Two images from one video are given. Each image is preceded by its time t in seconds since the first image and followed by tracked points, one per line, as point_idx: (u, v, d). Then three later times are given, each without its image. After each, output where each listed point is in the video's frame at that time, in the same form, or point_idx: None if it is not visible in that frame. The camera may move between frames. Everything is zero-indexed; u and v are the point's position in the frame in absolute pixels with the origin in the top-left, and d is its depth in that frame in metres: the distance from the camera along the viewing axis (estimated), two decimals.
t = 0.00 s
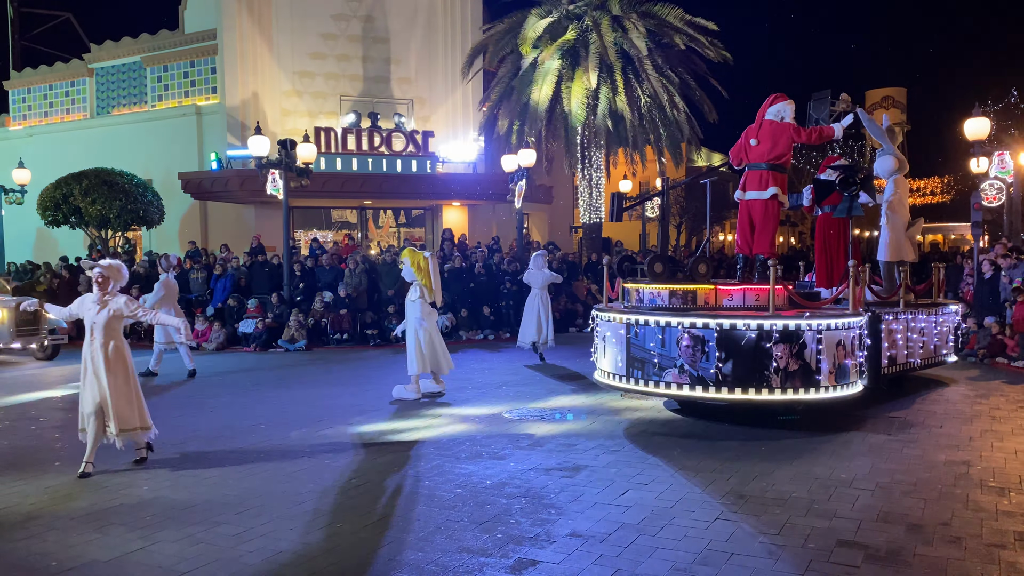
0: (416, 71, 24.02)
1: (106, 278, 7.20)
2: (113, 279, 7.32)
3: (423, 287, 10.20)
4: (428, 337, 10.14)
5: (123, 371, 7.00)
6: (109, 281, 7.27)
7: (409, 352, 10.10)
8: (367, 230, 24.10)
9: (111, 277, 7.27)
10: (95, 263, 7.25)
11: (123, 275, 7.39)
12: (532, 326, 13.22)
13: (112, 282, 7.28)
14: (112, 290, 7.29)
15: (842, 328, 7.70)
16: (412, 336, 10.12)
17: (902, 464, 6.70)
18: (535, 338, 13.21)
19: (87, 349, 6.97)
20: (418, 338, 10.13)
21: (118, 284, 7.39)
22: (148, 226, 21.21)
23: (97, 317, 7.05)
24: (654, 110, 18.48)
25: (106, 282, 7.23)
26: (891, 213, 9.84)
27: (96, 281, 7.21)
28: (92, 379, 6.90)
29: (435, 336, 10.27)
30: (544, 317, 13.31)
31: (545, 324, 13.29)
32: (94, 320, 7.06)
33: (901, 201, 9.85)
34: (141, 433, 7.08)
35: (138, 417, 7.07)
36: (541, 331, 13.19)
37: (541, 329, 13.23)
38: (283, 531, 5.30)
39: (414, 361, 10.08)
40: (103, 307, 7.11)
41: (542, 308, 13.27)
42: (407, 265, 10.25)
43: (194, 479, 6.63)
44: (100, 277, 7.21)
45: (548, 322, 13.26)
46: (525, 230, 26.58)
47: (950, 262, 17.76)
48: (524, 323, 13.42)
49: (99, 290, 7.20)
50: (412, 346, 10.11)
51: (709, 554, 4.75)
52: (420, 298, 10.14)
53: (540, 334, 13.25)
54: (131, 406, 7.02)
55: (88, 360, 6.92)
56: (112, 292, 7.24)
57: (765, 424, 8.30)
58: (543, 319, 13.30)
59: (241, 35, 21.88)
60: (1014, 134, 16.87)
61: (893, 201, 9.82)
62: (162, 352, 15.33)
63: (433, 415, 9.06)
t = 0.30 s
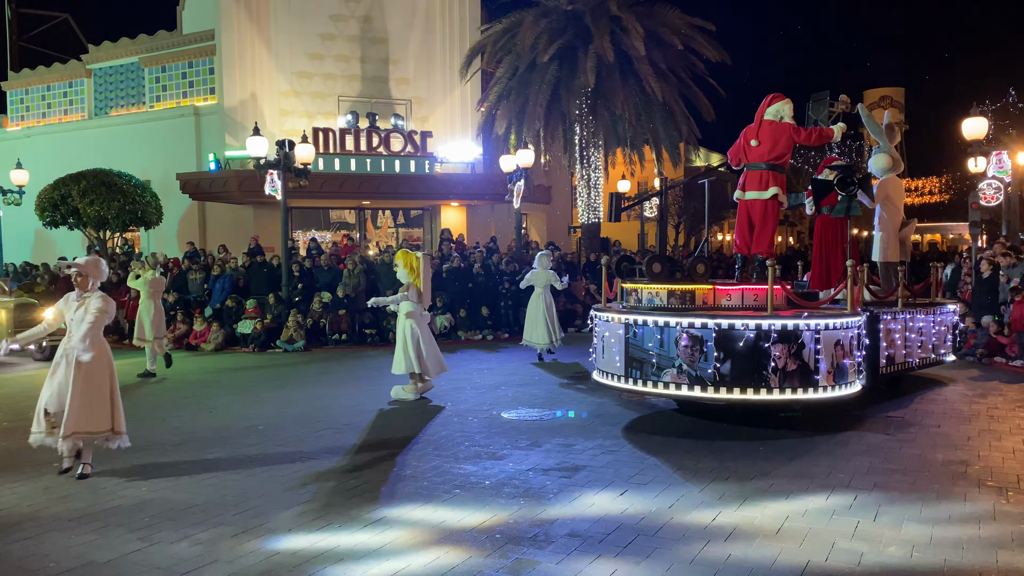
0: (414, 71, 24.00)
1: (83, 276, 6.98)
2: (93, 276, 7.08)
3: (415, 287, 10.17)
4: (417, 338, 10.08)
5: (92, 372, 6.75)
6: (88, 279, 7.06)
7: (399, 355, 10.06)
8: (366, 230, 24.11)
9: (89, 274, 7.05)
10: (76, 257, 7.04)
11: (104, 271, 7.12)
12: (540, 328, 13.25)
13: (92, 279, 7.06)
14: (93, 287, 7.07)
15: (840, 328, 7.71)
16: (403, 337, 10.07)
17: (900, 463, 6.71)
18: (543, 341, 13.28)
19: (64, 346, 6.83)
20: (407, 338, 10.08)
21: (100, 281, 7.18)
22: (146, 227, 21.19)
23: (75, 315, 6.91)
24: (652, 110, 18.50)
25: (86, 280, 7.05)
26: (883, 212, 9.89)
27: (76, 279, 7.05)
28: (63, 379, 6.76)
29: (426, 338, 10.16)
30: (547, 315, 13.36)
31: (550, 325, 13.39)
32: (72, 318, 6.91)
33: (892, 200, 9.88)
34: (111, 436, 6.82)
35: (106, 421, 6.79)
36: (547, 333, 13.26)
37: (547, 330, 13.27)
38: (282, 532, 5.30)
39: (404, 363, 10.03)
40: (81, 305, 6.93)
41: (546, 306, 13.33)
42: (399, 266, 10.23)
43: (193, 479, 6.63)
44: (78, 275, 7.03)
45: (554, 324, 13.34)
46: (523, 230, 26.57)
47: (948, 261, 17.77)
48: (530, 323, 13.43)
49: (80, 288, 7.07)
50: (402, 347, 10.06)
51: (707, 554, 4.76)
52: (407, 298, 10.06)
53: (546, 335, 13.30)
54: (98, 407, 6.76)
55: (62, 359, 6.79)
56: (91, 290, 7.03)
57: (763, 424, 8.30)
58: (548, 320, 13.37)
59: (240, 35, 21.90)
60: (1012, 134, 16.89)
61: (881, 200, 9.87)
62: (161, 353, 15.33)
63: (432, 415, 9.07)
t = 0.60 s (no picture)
0: (412, 72, 24.00)
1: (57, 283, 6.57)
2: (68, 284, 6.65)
3: (411, 289, 10.15)
4: (411, 340, 10.06)
5: (66, 382, 6.44)
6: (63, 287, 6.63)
7: (393, 356, 10.03)
8: (365, 230, 24.11)
9: (63, 282, 6.60)
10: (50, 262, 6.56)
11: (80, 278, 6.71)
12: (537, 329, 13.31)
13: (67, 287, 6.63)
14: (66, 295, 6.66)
15: (839, 327, 7.71)
16: (397, 338, 10.06)
17: (899, 463, 6.72)
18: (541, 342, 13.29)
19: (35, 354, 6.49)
20: (400, 340, 10.06)
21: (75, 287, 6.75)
22: (145, 227, 21.17)
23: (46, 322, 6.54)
24: (651, 110, 18.51)
25: (61, 287, 6.63)
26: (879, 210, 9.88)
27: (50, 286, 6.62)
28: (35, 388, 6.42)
29: (417, 340, 10.21)
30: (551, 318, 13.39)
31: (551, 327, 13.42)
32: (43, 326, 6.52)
33: (889, 198, 9.86)
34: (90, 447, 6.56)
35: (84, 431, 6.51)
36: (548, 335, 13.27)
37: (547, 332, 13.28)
38: (280, 532, 5.29)
39: (397, 364, 10.00)
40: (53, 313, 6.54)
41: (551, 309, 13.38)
42: (396, 267, 10.24)
43: (191, 480, 6.62)
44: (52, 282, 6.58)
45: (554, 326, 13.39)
46: (522, 230, 26.59)
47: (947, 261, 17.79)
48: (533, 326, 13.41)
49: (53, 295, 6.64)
50: (395, 349, 10.04)
51: (706, 554, 4.75)
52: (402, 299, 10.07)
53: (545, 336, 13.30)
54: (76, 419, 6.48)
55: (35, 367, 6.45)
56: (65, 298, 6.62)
57: (762, 424, 8.30)
58: (552, 322, 13.43)
59: (239, 35, 21.89)
60: (1011, 133, 16.90)
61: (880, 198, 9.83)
62: (159, 353, 15.33)
63: (431, 415, 9.07)
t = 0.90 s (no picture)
0: (411, 72, 23.99)
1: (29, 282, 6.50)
2: (41, 282, 6.58)
3: (407, 288, 10.14)
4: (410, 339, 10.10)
5: (35, 384, 6.31)
6: (36, 285, 6.57)
7: (393, 356, 10.12)
8: (363, 230, 24.08)
9: (36, 280, 6.54)
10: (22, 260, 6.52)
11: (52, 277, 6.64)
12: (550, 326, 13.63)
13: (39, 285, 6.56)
14: (39, 294, 6.59)
15: (837, 327, 7.72)
16: (397, 338, 10.14)
17: (898, 462, 6.73)
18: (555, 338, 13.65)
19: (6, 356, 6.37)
20: (400, 339, 10.13)
21: (50, 285, 6.69)
22: (143, 227, 21.15)
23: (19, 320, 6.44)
24: (649, 110, 18.49)
25: (33, 285, 6.55)
26: (876, 209, 9.92)
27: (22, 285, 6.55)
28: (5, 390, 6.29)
29: (419, 340, 10.20)
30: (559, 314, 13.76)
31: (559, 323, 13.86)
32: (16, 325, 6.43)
33: (887, 197, 9.89)
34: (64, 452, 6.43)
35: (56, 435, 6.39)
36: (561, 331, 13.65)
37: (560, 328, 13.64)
38: (280, 532, 5.30)
39: (397, 364, 10.09)
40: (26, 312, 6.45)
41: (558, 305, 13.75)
42: (393, 266, 10.27)
43: (190, 480, 6.62)
44: (24, 280, 6.50)
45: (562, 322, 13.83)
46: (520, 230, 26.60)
47: (944, 261, 17.82)
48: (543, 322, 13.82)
49: (25, 293, 6.56)
50: (394, 349, 10.13)
51: (705, 553, 4.76)
52: (399, 300, 10.12)
53: (557, 332, 13.68)
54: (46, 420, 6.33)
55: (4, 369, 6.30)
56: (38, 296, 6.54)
57: (760, 423, 8.31)
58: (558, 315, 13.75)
59: (237, 34, 21.88)
60: (1008, 133, 16.94)
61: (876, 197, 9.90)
62: (158, 353, 15.33)
63: (429, 415, 9.07)
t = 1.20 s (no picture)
0: (409, 71, 23.96)
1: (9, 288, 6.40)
2: (22, 286, 6.50)
3: (407, 287, 10.18)
4: (417, 339, 10.13)
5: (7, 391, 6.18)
6: (17, 289, 6.48)
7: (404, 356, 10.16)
8: (361, 230, 24.08)
9: (16, 285, 6.45)
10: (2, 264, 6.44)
11: (32, 282, 6.58)
12: (553, 325, 13.96)
13: (19, 290, 6.47)
14: (19, 299, 6.52)
15: (835, 326, 7.73)
16: (405, 339, 10.17)
17: (895, 461, 6.73)
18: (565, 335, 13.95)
19: None
20: (408, 339, 10.15)
21: (30, 289, 6.61)
22: (141, 226, 21.12)
23: None
24: (648, 109, 18.48)
25: (14, 289, 6.45)
26: (874, 208, 9.96)
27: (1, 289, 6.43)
28: None
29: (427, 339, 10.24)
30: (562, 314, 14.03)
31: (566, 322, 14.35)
32: None
33: (886, 197, 9.88)
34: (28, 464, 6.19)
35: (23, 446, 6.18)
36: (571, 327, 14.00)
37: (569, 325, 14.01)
38: (278, 531, 5.29)
39: (407, 364, 10.17)
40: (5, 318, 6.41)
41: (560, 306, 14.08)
42: (394, 267, 10.33)
43: (188, 480, 6.61)
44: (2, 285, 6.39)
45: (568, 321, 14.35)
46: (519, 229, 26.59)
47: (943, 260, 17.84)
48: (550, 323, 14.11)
49: (6, 298, 6.46)
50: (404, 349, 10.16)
51: (703, 552, 4.76)
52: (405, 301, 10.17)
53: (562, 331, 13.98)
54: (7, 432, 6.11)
55: None
56: (19, 302, 6.46)
57: (759, 422, 8.30)
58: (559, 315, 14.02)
59: (234, 34, 21.83)
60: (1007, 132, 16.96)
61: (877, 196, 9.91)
62: (156, 352, 15.33)
63: (427, 414, 9.07)
